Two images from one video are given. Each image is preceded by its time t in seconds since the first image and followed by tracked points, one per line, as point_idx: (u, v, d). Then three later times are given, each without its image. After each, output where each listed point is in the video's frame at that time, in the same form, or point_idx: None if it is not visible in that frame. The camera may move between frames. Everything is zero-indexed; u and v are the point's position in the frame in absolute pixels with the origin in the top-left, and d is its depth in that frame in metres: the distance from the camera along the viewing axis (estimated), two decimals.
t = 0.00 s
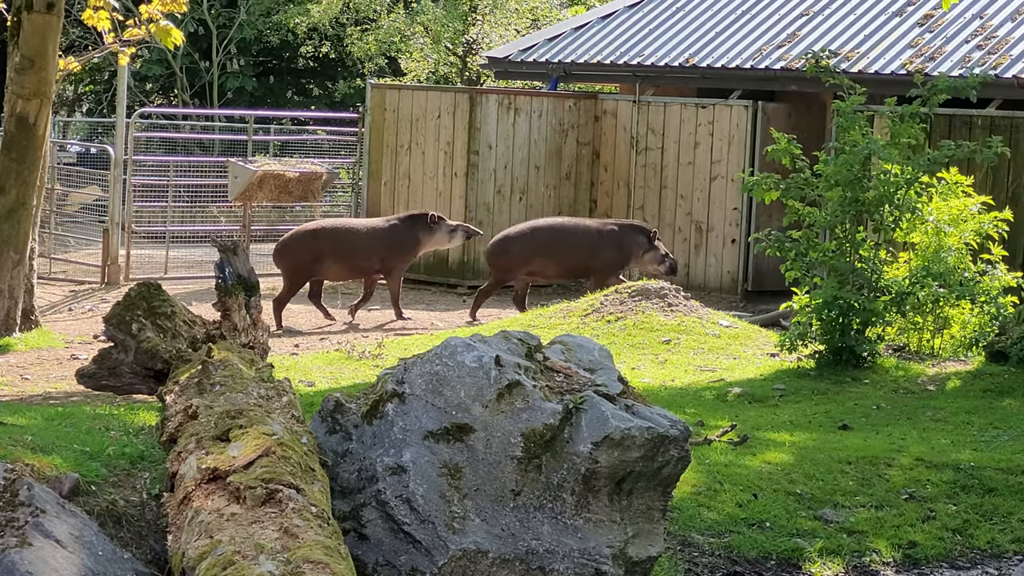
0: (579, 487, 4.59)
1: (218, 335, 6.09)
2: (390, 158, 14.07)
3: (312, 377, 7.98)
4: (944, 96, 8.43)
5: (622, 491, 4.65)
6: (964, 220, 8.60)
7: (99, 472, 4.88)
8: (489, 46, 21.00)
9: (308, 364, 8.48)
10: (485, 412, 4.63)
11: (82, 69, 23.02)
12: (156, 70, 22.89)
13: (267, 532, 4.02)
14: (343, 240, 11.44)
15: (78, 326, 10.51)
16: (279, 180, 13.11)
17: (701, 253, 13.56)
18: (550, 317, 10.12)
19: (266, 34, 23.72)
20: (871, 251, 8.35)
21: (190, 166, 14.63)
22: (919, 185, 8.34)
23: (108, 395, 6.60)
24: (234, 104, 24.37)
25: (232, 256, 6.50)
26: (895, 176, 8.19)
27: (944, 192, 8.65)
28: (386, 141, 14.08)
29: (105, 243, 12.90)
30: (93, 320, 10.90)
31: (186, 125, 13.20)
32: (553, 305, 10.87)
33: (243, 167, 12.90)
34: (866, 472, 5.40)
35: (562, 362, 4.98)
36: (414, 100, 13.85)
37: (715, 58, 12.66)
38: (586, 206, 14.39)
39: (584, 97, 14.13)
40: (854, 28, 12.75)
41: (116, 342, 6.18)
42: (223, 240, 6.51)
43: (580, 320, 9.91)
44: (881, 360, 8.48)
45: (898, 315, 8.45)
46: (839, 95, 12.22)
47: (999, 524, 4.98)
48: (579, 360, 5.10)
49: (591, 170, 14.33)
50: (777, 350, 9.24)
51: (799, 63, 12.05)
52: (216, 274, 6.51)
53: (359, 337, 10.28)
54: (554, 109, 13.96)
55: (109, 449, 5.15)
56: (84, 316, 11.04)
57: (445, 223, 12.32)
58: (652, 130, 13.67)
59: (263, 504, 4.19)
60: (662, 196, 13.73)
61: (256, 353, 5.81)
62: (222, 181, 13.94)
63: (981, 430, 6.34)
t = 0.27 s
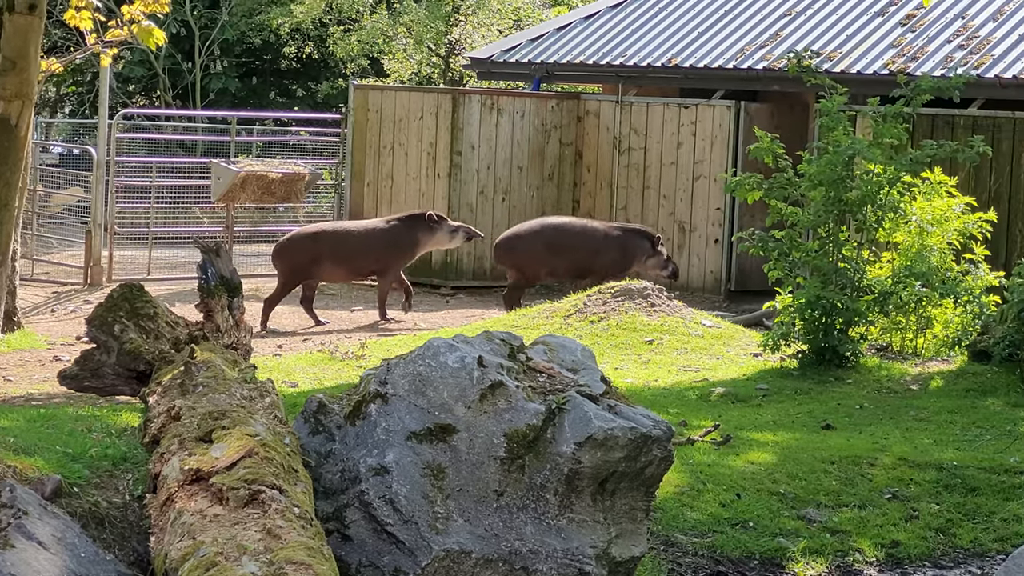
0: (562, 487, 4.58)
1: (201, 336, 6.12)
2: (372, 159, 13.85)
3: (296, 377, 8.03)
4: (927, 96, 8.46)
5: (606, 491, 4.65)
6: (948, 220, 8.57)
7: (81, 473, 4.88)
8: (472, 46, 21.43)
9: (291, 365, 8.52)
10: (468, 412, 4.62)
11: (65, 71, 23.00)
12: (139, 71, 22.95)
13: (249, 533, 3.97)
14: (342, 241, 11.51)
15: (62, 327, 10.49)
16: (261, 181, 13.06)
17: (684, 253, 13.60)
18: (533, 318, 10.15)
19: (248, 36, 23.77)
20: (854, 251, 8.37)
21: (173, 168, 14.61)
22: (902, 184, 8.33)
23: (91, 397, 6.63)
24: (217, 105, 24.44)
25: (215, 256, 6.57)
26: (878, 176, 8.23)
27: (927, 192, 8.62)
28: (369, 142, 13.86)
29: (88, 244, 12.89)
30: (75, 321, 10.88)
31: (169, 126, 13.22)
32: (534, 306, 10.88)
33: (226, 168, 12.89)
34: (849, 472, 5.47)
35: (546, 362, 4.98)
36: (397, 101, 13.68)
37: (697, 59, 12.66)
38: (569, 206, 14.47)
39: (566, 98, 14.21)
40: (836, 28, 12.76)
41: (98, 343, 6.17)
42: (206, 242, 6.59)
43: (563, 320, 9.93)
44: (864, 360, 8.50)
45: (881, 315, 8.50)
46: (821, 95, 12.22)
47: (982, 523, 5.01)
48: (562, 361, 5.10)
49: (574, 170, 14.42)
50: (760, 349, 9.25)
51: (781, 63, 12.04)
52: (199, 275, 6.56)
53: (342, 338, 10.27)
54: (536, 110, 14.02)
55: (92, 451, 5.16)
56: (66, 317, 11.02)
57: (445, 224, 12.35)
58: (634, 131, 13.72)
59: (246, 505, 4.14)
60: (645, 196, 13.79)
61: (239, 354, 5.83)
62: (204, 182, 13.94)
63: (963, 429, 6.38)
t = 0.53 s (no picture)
0: (554, 489, 4.57)
1: (192, 338, 6.12)
2: (365, 160, 13.79)
3: (288, 379, 8.02)
4: (920, 97, 8.46)
5: (598, 493, 4.65)
6: (939, 221, 8.62)
7: (73, 476, 4.87)
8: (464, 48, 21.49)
9: (283, 367, 8.51)
10: (460, 414, 4.61)
11: (56, 73, 23.00)
12: (130, 73, 22.92)
13: (241, 535, 3.95)
14: (350, 242, 11.58)
15: (54, 329, 10.45)
16: (254, 182, 13.06)
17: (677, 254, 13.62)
18: (526, 319, 10.16)
19: (240, 38, 23.74)
20: (845, 253, 8.44)
21: (165, 169, 14.56)
22: (893, 185, 8.38)
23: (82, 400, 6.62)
24: (209, 107, 24.40)
25: (206, 259, 6.57)
26: (870, 177, 8.23)
27: (919, 193, 8.63)
28: (362, 144, 13.78)
29: (80, 246, 12.87)
30: (67, 323, 10.86)
31: (161, 127, 13.19)
32: (528, 308, 10.88)
33: (219, 169, 12.88)
34: (841, 473, 5.49)
35: (537, 364, 4.97)
36: (390, 103, 13.66)
37: (689, 60, 12.67)
38: (561, 208, 14.42)
39: (559, 99, 14.17)
40: (828, 29, 12.77)
41: (90, 346, 6.18)
42: (197, 244, 6.58)
43: (556, 322, 9.94)
44: (857, 361, 8.52)
45: (874, 316, 8.51)
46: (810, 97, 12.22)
47: (974, 523, 5.00)
48: (554, 362, 5.10)
49: (566, 172, 14.36)
50: (752, 351, 9.26)
51: (772, 64, 12.03)
52: (190, 277, 6.56)
53: (336, 340, 10.27)
54: (529, 111, 14.00)
55: (83, 453, 5.15)
56: (58, 320, 10.99)
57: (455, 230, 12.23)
58: (626, 132, 13.71)
59: (238, 506, 4.13)
60: (636, 198, 13.79)
61: (230, 356, 5.83)
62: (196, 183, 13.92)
63: (955, 430, 6.38)
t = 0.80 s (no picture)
0: (553, 490, 4.57)
1: (191, 339, 6.12)
2: (364, 162, 13.62)
3: (286, 381, 8.01)
4: (917, 98, 8.45)
5: (596, 494, 4.65)
6: (938, 221, 8.58)
7: (72, 477, 4.87)
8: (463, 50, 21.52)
9: (281, 369, 8.50)
10: (458, 416, 4.61)
11: (55, 75, 23.04)
12: (129, 75, 22.94)
13: (240, 536, 3.94)
14: (366, 241, 11.68)
15: (52, 331, 10.45)
16: (253, 184, 13.05)
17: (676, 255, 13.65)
18: (525, 321, 10.16)
19: (239, 40, 23.75)
20: (844, 253, 8.43)
21: (163, 171, 14.55)
22: (892, 185, 8.38)
23: (80, 401, 6.61)
24: (207, 108, 24.43)
25: (205, 261, 6.52)
26: (869, 178, 8.24)
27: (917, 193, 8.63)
28: (360, 145, 13.62)
29: (78, 248, 12.87)
30: (66, 325, 10.85)
31: (159, 129, 13.18)
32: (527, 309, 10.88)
33: (217, 171, 12.88)
34: (840, 474, 5.48)
35: (536, 365, 4.98)
36: (389, 104, 13.57)
37: (686, 62, 12.66)
38: (560, 209, 14.38)
39: (558, 100, 14.13)
40: (825, 31, 12.75)
41: (88, 347, 6.19)
42: (197, 245, 6.50)
43: (554, 323, 9.95)
44: (855, 362, 8.52)
45: (873, 317, 8.51)
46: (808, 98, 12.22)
47: (973, 524, 5.00)
48: (553, 363, 5.11)
49: (564, 173, 14.32)
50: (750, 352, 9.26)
51: (770, 65, 12.02)
52: (189, 278, 6.54)
53: (334, 341, 10.27)
54: (527, 113, 13.99)
55: (82, 454, 5.15)
56: (57, 321, 10.99)
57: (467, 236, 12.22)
58: (625, 133, 13.72)
59: (237, 508, 4.12)
60: (635, 199, 13.80)
61: (229, 357, 5.83)
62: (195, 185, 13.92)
63: (954, 430, 6.38)
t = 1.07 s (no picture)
0: (552, 490, 4.57)
1: (190, 341, 6.12)
2: (362, 163, 13.71)
3: (285, 382, 8.00)
4: (915, 98, 8.45)
5: (595, 495, 4.64)
6: (937, 222, 8.54)
7: (70, 479, 4.87)
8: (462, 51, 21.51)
9: (280, 370, 8.49)
10: (457, 416, 4.61)
11: (54, 77, 23.01)
12: (128, 76, 22.90)
13: (238, 538, 3.94)
14: (382, 241, 11.71)
15: (51, 333, 10.44)
16: (251, 185, 13.04)
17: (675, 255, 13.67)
18: (523, 322, 10.17)
19: (237, 41, 23.70)
20: (843, 253, 8.42)
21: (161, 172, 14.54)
22: (891, 185, 8.37)
23: (79, 403, 6.61)
24: (205, 110, 24.39)
25: (204, 262, 6.55)
26: (868, 179, 8.22)
27: (917, 194, 8.59)
28: (358, 146, 13.71)
29: (77, 249, 12.87)
30: (65, 326, 10.84)
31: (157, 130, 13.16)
32: (525, 310, 10.86)
33: (216, 172, 12.88)
34: (838, 474, 5.48)
35: (534, 365, 4.98)
36: (387, 105, 13.63)
37: (684, 62, 12.66)
38: (558, 210, 14.36)
39: (557, 101, 14.13)
40: (824, 31, 12.75)
41: (87, 349, 6.19)
42: (196, 246, 6.55)
43: (553, 324, 9.94)
44: (854, 362, 8.52)
45: (872, 317, 8.50)
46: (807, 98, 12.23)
47: (972, 525, 5.00)
48: (551, 364, 5.11)
49: (563, 173, 14.30)
50: (749, 352, 9.26)
51: (769, 66, 12.03)
52: (188, 280, 6.54)
53: (333, 342, 10.27)
54: (526, 113, 13.98)
55: (81, 456, 5.15)
56: (56, 323, 10.98)
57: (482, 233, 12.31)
58: (624, 134, 13.73)
59: (236, 510, 4.12)
60: (634, 199, 13.80)
61: (228, 359, 5.83)
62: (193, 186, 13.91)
63: (953, 431, 6.38)
